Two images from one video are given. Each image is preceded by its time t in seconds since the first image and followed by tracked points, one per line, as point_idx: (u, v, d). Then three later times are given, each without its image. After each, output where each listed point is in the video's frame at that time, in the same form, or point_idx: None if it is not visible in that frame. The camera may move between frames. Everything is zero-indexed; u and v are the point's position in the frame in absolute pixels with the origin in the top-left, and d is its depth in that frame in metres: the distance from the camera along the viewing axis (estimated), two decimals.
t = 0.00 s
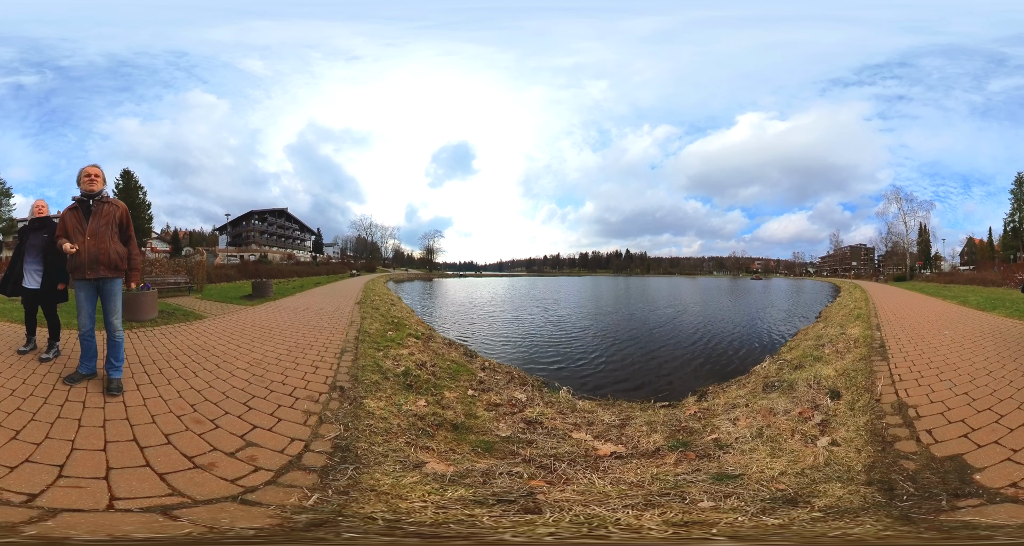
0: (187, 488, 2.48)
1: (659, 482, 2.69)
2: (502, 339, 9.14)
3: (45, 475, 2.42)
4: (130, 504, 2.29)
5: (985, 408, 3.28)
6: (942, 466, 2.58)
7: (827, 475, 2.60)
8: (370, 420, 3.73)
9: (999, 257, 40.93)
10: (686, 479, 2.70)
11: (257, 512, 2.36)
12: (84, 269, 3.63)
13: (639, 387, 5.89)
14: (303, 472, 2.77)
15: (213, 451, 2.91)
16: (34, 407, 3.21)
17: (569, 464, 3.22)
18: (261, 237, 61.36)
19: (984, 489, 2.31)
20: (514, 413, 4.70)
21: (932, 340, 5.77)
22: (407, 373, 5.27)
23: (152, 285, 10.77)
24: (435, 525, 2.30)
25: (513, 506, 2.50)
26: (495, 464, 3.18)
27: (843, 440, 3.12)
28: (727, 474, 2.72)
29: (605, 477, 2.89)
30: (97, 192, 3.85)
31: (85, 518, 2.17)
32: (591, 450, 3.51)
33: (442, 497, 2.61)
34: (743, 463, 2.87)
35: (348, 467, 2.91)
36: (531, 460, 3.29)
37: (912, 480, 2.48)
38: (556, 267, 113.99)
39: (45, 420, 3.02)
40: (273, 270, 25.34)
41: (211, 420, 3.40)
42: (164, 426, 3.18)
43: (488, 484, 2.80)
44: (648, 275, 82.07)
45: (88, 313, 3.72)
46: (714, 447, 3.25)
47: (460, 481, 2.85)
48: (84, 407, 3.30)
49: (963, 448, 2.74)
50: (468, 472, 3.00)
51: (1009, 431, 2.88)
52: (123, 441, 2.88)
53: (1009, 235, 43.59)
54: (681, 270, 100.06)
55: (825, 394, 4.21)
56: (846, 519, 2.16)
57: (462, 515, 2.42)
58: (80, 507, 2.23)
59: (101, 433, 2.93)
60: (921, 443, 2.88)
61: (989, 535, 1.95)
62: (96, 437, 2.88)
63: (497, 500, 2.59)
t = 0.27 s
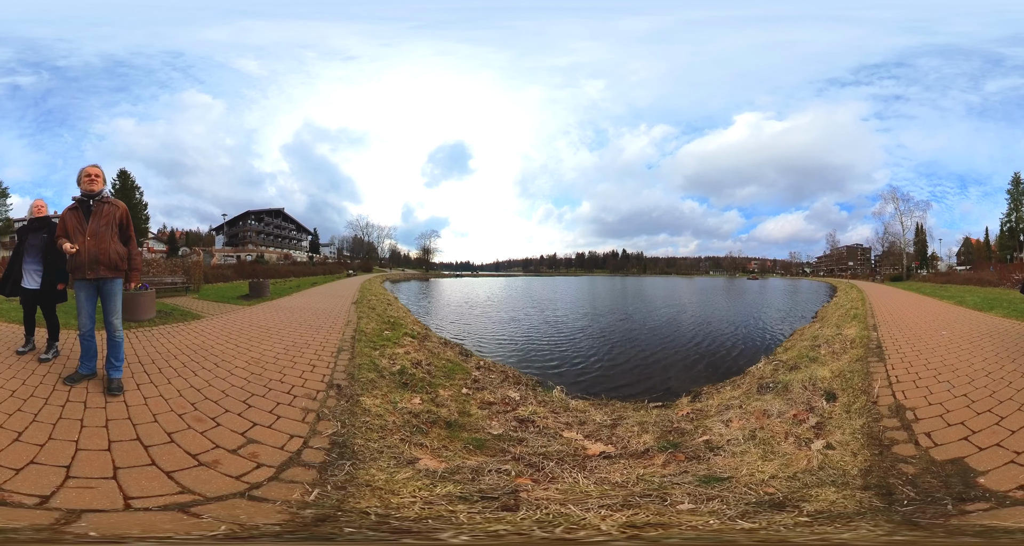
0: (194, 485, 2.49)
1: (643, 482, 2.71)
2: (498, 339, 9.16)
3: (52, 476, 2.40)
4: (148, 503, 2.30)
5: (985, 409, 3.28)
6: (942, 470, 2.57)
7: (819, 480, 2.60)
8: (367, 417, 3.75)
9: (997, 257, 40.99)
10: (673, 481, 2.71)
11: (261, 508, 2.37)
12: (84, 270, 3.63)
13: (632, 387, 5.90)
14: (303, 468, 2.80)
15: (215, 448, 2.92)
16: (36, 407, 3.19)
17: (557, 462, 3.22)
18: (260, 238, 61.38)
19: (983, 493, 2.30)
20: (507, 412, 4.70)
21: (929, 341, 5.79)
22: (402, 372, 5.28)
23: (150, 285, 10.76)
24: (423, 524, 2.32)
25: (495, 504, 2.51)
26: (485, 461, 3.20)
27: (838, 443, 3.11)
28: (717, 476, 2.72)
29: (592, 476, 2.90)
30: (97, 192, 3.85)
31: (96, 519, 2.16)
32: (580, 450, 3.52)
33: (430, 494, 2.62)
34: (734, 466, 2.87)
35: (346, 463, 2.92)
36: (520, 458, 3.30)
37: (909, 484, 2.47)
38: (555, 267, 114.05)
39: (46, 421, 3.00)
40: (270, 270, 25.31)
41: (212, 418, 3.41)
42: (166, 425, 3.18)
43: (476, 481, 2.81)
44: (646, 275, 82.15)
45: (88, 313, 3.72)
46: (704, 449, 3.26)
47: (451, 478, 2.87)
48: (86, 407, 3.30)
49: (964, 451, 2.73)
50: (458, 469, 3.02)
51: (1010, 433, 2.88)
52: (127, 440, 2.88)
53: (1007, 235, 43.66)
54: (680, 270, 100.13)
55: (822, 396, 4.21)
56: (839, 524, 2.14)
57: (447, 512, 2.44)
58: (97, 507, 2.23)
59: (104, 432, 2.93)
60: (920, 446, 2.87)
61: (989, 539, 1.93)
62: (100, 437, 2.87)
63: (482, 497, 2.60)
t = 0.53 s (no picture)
0: (200, 483, 2.49)
1: (630, 483, 2.73)
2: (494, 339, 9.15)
3: (57, 478, 2.38)
4: (160, 502, 2.31)
5: (983, 411, 3.28)
6: (942, 473, 2.56)
7: (812, 483, 2.59)
8: (364, 415, 3.77)
9: (995, 257, 41.04)
10: (660, 482, 2.72)
11: (265, 506, 2.38)
12: (84, 269, 3.63)
13: (627, 387, 5.90)
14: (303, 466, 2.82)
15: (216, 447, 2.93)
16: (35, 408, 3.18)
17: (547, 461, 3.23)
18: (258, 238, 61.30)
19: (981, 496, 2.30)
20: (501, 410, 4.71)
21: (925, 341, 5.79)
22: (398, 371, 5.27)
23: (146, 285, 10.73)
24: (417, 520, 2.33)
25: (482, 501, 2.53)
26: (477, 459, 3.22)
27: (833, 446, 3.10)
28: (706, 478, 2.73)
29: (579, 475, 2.92)
30: (97, 192, 3.85)
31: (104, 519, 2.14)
32: (570, 449, 3.52)
33: (421, 490, 2.66)
34: (725, 467, 2.88)
35: (343, 460, 2.95)
36: (512, 456, 3.31)
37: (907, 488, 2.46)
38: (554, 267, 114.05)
39: (46, 422, 2.98)
40: (267, 270, 25.27)
41: (212, 417, 3.41)
42: (167, 424, 3.18)
43: (467, 479, 2.84)
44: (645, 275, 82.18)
45: (87, 313, 3.72)
46: (696, 450, 3.26)
47: (444, 475, 2.89)
48: (86, 408, 3.29)
49: (963, 453, 2.72)
50: (451, 467, 3.04)
51: (1009, 435, 2.87)
52: (130, 439, 2.88)
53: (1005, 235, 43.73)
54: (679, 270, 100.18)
55: (817, 397, 4.21)
56: (833, 529, 2.11)
57: (437, 508, 2.46)
58: (107, 508, 2.22)
59: (105, 433, 2.92)
60: (918, 450, 2.86)
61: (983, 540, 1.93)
62: (102, 437, 2.87)
63: (471, 494, 2.61)
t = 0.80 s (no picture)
0: (208, 481, 2.51)
1: (614, 483, 2.75)
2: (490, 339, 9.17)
3: (66, 479, 2.36)
4: (176, 500, 2.33)
5: (983, 414, 3.26)
6: (943, 477, 2.51)
7: (803, 487, 2.56)
8: (361, 412, 3.79)
9: (992, 257, 41.09)
10: (643, 483, 2.72)
11: (272, 503, 2.41)
12: (84, 269, 3.63)
13: (621, 387, 5.91)
14: (303, 461, 2.87)
15: (219, 444, 2.96)
16: (36, 410, 3.15)
17: (535, 459, 3.24)
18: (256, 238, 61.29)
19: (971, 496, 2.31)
20: (494, 408, 4.72)
21: (922, 342, 5.80)
22: (394, 369, 5.28)
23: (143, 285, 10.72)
24: (407, 516, 2.37)
25: (465, 497, 2.59)
26: (467, 456, 3.27)
27: (827, 449, 3.08)
28: (692, 480, 2.73)
29: (564, 474, 2.94)
30: (97, 192, 3.84)
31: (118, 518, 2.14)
32: (559, 447, 3.54)
33: (410, 485, 2.72)
34: (714, 470, 2.87)
35: (341, 456, 3.00)
36: (501, 454, 3.34)
37: (902, 489, 2.45)
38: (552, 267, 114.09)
39: (48, 423, 2.96)
40: (264, 271, 25.21)
41: (213, 415, 3.44)
42: (169, 423, 3.20)
43: (456, 475, 2.89)
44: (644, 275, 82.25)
45: (87, 313, 3.72)
46: (686, 452, 3.26)
47: (434, 471, 2.95)
48: (87, 408, 3.29)
49: (966, 456, 2.69)
50: (442, 463, 3.10)
51: (1011, 438, 2.85)
52: (134, 439, 2.89)
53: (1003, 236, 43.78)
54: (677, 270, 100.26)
55: (812, 399, 4.20)
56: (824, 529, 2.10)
57: (424, 502, 2.53)
58: (126, 507, 2.22)
59: (109, 432, 2.92)
60: (916, 453, 2.82)
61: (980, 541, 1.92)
62: (106, 436, 2.87)
63: (459, 490, 2.67)
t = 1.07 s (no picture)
0: (213, 478, 2.53)
1: (600, 482, 2.77)
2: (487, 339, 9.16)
3: (72, 480, 2.35)
4: (186, 498, 2.33)
5: (982, 415, 3.26)
6: (944, 480, 2.48)
7: (793, 490, 2.55)
8: (358, 409, 3.81)
9: (990, 257, 41.18)
10: (629, 482, 2.73)
11: (275, 499, 2.42)
12: (84, 269, 3.63)
13: (615, 386, 5.91)
14: (302, 458, 2.89)
15: (220, 442, 2.97)
16: (36, 411, 3.13)
17: (526, 457, 3.26)
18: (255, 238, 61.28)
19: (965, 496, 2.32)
20: (488, 407, 4.72)
21: (918, 343, 5.80)
22: (390, 368, 5.28)
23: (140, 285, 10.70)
24: (400, 513, 2.40)
25: (454, 493, 2.63)
26: (460, 453, 3.28)
27: (821, 452, 3.06)
28: (678, 481, 2.73)
29: (552, 472, 2.97)
30: (97, 191, 3.84)
31: (134, 519, 2.15)
32: (551, 446, 3.55)
33: (404, 480, 2.74)
34: (703, 471, 2.86)
35: (338, 453, 3.01)
36: (493, 452, 3.36)
37: (896, 490, 2.45)
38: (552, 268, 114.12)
39: (49, 423, 2.94)
40: (261, 271, 25.19)
41: (213, 414, 3.45)
42: (170, 422, 3.21)
43: (448, 471, 2.92)
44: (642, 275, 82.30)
45: (87, 312, 3.73)
46: (676, 452, 3.26)
47: (428, 467, 2.97)
48: (88, 408, 3.27)
49: (966, 458, 2.67)
50: (436, 459, 3.13)
51: (1011, 439, 2.83)
52: (136, 438, 2.89)
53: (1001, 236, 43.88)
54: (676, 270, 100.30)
55: (807, 400, 4.20)
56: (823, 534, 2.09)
57: (417, 498, 2.56)
58: (135, 508, 2.22)
59: (111, 432, 2.92)
60: (914, 456, 2.80)
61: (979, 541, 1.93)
62: (108, 436, 2.86)
63: (450, 487, 2.70)
